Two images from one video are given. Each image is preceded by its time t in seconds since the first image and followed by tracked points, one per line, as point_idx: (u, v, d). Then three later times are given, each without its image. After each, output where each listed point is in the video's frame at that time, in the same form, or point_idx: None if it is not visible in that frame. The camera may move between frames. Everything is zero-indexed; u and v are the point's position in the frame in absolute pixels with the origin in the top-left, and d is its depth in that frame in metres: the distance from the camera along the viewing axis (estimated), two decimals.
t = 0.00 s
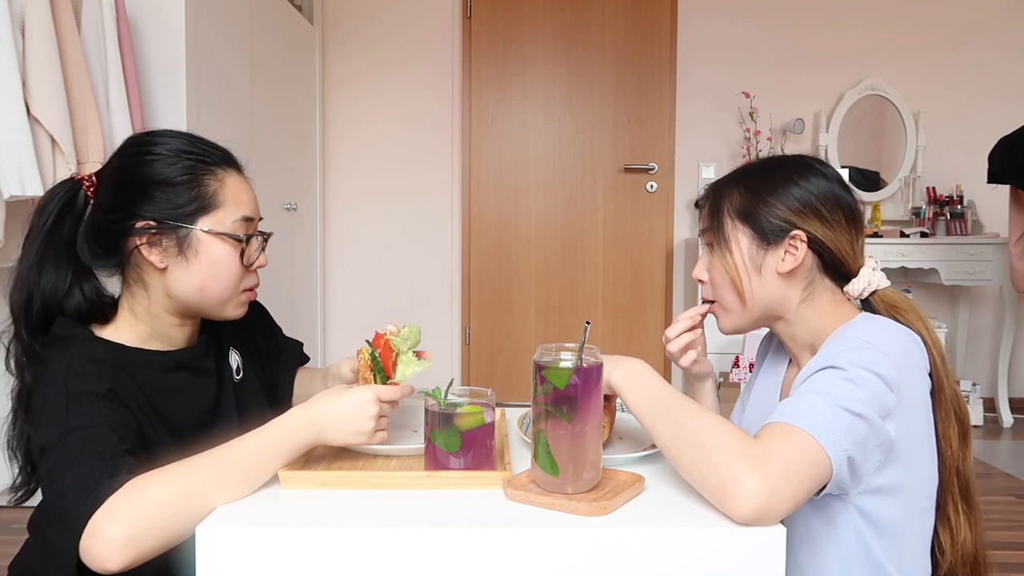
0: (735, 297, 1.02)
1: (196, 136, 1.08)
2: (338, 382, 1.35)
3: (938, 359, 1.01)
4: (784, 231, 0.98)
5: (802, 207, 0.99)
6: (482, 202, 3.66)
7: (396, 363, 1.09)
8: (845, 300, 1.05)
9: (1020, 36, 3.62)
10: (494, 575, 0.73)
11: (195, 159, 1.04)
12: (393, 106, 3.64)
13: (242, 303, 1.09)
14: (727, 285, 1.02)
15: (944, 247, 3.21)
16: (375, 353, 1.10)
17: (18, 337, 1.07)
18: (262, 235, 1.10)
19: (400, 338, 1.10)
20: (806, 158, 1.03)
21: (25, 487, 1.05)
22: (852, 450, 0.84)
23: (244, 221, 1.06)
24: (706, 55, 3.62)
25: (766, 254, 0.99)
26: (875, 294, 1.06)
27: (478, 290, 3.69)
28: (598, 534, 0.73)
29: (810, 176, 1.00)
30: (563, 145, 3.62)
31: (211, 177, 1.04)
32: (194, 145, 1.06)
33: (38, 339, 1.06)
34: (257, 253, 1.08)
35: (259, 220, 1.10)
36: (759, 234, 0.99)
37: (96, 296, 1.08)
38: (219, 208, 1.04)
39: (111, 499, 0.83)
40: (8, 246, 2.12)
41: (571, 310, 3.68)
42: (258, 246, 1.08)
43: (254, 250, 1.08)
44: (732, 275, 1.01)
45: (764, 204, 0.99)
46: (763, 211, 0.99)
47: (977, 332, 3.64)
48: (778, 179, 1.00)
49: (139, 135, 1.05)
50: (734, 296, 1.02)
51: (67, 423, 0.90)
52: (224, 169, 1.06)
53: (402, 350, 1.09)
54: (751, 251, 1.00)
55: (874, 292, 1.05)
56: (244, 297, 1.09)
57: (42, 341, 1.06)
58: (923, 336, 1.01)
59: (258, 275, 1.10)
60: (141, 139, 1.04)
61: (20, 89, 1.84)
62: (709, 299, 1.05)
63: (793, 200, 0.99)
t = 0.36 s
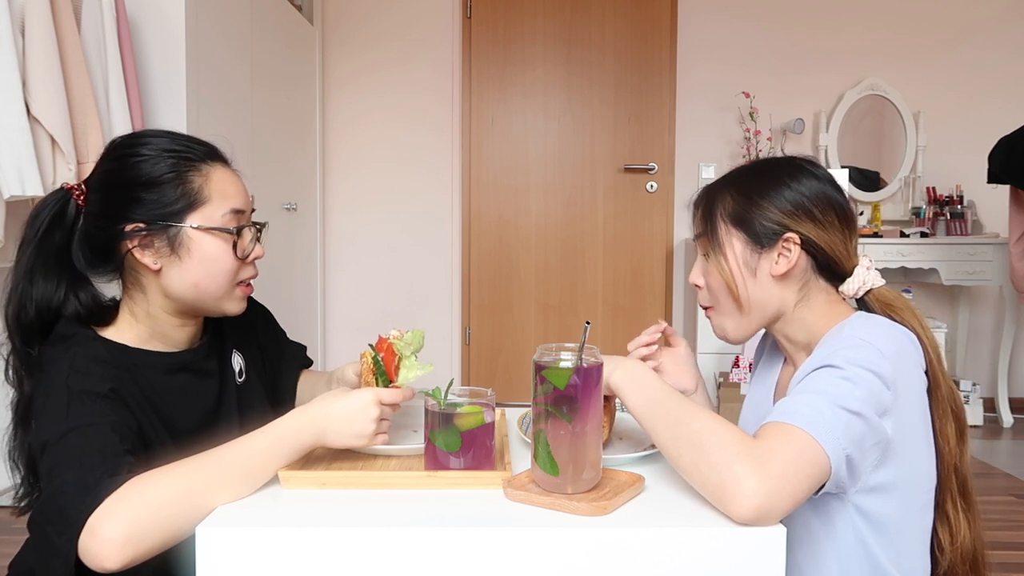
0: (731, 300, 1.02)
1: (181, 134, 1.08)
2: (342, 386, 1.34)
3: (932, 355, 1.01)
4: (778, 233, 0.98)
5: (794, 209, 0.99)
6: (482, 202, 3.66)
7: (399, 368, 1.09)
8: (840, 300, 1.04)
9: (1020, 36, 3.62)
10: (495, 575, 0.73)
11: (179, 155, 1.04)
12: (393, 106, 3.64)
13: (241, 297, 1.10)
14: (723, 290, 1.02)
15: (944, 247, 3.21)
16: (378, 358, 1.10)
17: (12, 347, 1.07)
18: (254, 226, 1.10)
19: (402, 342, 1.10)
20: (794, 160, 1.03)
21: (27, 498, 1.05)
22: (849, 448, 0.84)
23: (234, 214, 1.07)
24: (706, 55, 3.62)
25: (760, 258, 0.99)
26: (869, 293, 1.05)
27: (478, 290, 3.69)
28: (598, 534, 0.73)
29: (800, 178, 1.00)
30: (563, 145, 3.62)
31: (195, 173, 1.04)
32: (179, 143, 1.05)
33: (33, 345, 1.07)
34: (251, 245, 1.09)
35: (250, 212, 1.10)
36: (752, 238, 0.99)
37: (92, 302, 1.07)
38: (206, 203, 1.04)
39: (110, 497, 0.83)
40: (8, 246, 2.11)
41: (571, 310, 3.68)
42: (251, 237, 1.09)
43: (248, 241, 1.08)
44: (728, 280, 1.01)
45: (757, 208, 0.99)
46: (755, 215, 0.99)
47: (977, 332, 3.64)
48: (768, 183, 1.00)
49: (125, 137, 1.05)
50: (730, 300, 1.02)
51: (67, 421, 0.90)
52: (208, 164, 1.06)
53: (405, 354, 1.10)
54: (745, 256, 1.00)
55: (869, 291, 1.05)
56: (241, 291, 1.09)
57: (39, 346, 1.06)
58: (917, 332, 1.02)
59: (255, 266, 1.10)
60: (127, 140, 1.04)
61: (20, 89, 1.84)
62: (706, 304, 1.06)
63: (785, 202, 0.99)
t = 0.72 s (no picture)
0: (728, 303, 1.03)
1: (188, 136, 1.08)
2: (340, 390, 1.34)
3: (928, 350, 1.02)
4: (772, 236, 0.98)
5: (788, 211, 0.99)
6: (482, 202, 3.66)
7: (398, 371, 1.09)
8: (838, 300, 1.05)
9: (1020, 36, 3.62)
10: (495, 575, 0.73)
11: (184, 156, 1.04)
12: (393, 106, 3.64)
13: (248, 296, 1.09)
14: (719, 293, 1.02)
15: (944, 247, 3.21)
16: (377, 360, 1.10)
17: (16, 348, 1.07)
18: (260, 226, 1.09)
19: (400, 345, 1.10)
20: (787, 161, 1.03)
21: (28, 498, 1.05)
22: (849, 447, 0.84)
23: (240, 214, 1.06)
24: (706, 55, 3.62)
25: (757, 261, 0.99)
26: (868, 290, 1.05)
27: (478, 290, 3.69)
28: (597, 533, 0.73)
29: (794, 180, 1.00)
30: (563, 145, 3.62)
31: (201, 174, 1.04)
32: (184, 144, 1.05)
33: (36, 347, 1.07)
34: (258, 245, 1.08)
35: (256, 213, 1.10)
36: (749, 242, 0.99)
37: (95, 305, 1.08)
38: (213, 203, 1.04)
39: (110, 496, 0.83)
40: (8, 246, 2.11)
41: (571, 310, 3.68)
42: (258, 237, 1.08)
43: (254, 241, 1.08)
44: (724, 283, 1.01)
45: (751, 211, 0.99)
46: (751, 218, 0.99)
47: (977, 332, 3.64)
48: (762, 186, 1.00)
49: (129, 139, 1.05)
50: (727, 303, 1.03)
51: (68, 421, 0.90)
52: (215, 165, 1.06)
53: (403, 357, 1.10)
54: (742, 259, 1.00)
55: (866, 288, 1.05)
56: (247, 289, 1.09)
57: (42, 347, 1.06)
58: (910, 327, 1.02)
59: (261, 266, 1.10)
60: (133, 142, 1.04)
61: (20, 89, 1.84)
62: (702, 306, 1.06)
63: (778, 204, 0.99)
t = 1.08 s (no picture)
0: (747, 283, 1.03)
1: (195, 137, 1.08)
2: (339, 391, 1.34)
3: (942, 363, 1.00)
4: (803, 222, 0.98)
5: (824, 201, 0.99)
6: (482, 202, 3.66)
7: (398, 373, 1.09)
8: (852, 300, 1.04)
9: (1020, 36, 3.62)
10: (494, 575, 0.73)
11: (190, 158, 1.04)
12: (393, 106, 3.64)
13: (247, 299, 1.09)
14: (739, 270, 1.03)
15: (944, 247, 3.21)
16: (378, 362, 1.10)
17: (18, 344, 1.07)
18: (262, 230, 1.10)
19: (401, 348, 1.11)
20: (835, 156, 1.03)
21: (26, 494, 1.05)
22: (854, 450, 0.84)
23: (243, 218, 1.06)
24: (706, 55, 3.62)
25: (782, 244, 0.99)
26: (888, 298, 1.04)
27: (478, 290, 3.69)
28: (597, 534, 0.73)
29: (837, 173, 1.00)
30: (563, 145, 3.62)
31: (206, 176, 1.04)
32: (189, 146, 1.05)
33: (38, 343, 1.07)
34: (260, 249, 1.08)
35: (258, 216, 1.10)
36: (778, 224, 0.99)
37: (96, 302, 1.07)
38: (216, 206, 1.04)
39: (111, 496, 0.83)
40: (9, 246, 2.11)
41: (571, 310, 3.68)
42: (259, 241, 1.08)
43: (256, 245, 1.08)
44: (745, 262, 1.02)
45: (787, 195, 0.99)
46: (785, 201, 0.99)
47: (977, 332, 3.64)
48: (803, 173, 1.00)
49: (136, 138, 1.05)
50: (746, 283, 1.03)
51: (68, 421, 0.90)
52: (220, 168, 1.06)
53: (404, 360, 1.10)
54: (768, 241, 1.00)
55: (889, 295, 1.03)
56: (247, 292, 1.09)
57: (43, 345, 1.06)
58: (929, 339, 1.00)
59: (262, 270, 1.10)
60: (138, 141, 1.04)
61: (20, 89, 1.84)
62: (722, 283, 1.07)
63: (814, 191, 0.99)
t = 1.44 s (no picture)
0: (772, 295, 1.03)
1: (207, 139, 1.08)
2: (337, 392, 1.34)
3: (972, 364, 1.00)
4: (822, 229, 0.98)
5: (841, 205, 0.99)
6: (482, 202, 3.66)
7: (396, 372, 1.09)
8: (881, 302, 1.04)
9: (1019, 36, 3.62)
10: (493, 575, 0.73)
11: (202, 160, 1.04)
12: (393, 106, 3.64)
13: (250, 304, 1.10)
14: (764, 284, 1.03)
15: (945, 247, 3.22)
16: (377, 362, 1.10)
17: (23, 337, 1.08)
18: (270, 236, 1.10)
19: (400, 347, 1.11)
20: (847, 157, 1.03)
21: (22, 487, 1.05)
22: (864, 458, 0.84)
23: (252, 223, 1.06)
24: (706, 55, 3.62)
25: (804, 254, 1.00)
26: (917, 295, 1.04)
27: (478, 290, 3.69)
28: (595, 534, 0.73)
29: (851, 175, 1.00)
30: (563, 144, 3.62)
31: (218, 179, 1.04)
32: (203, 148, 1.06)
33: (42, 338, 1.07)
34: (266, 254, 1.09)
35: (268, 222, 1.10)
36: (797, 234, 0.99)
37: (100, 299, 1.07)
38: (226, 209, 1.04)
39: (111, 496, 0.83)
40: (8, 246, 2.11)
41: (571, 310, 3.68)
42: (266, 246, 1.08)
43: (262, 250, 1.08)
44: (769, 274, 1.02)
45: (805, 203, 0.99)
46: (802, 210, 0.99)
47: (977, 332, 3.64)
48: (818, 179, 1.01)
49: (150, 138, 1.06)
50: (771, 294, 1.03)
51: (68, 421, 0.90)
52: (233, 172, 1.06)
53: (402, 359, 1.10)
54: (789, 252, 1.01)
55: (917, 293, 1.04)
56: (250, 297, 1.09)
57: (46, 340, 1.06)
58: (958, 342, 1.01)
59: (267, 275, 1.10)
60: (151, 142, 1.05)
61: (20, 89, 1.84)
62: (748, 297, 1.07)
63: (829, 197, 0.99)
